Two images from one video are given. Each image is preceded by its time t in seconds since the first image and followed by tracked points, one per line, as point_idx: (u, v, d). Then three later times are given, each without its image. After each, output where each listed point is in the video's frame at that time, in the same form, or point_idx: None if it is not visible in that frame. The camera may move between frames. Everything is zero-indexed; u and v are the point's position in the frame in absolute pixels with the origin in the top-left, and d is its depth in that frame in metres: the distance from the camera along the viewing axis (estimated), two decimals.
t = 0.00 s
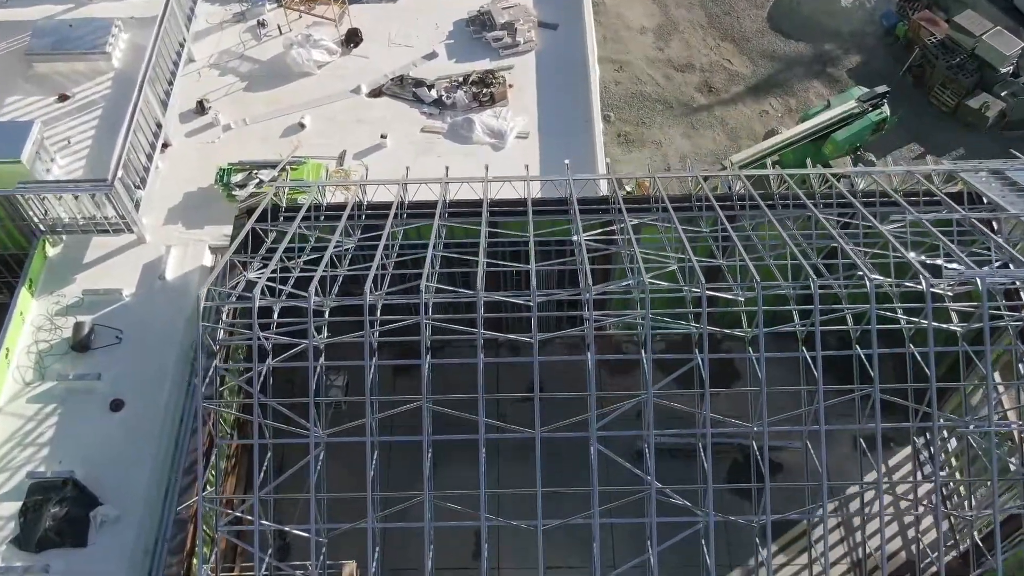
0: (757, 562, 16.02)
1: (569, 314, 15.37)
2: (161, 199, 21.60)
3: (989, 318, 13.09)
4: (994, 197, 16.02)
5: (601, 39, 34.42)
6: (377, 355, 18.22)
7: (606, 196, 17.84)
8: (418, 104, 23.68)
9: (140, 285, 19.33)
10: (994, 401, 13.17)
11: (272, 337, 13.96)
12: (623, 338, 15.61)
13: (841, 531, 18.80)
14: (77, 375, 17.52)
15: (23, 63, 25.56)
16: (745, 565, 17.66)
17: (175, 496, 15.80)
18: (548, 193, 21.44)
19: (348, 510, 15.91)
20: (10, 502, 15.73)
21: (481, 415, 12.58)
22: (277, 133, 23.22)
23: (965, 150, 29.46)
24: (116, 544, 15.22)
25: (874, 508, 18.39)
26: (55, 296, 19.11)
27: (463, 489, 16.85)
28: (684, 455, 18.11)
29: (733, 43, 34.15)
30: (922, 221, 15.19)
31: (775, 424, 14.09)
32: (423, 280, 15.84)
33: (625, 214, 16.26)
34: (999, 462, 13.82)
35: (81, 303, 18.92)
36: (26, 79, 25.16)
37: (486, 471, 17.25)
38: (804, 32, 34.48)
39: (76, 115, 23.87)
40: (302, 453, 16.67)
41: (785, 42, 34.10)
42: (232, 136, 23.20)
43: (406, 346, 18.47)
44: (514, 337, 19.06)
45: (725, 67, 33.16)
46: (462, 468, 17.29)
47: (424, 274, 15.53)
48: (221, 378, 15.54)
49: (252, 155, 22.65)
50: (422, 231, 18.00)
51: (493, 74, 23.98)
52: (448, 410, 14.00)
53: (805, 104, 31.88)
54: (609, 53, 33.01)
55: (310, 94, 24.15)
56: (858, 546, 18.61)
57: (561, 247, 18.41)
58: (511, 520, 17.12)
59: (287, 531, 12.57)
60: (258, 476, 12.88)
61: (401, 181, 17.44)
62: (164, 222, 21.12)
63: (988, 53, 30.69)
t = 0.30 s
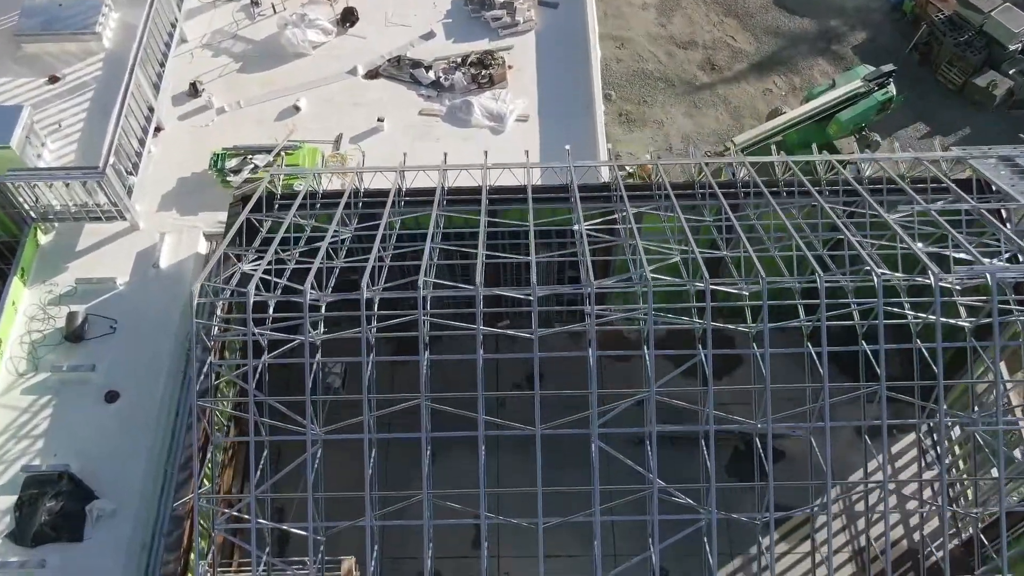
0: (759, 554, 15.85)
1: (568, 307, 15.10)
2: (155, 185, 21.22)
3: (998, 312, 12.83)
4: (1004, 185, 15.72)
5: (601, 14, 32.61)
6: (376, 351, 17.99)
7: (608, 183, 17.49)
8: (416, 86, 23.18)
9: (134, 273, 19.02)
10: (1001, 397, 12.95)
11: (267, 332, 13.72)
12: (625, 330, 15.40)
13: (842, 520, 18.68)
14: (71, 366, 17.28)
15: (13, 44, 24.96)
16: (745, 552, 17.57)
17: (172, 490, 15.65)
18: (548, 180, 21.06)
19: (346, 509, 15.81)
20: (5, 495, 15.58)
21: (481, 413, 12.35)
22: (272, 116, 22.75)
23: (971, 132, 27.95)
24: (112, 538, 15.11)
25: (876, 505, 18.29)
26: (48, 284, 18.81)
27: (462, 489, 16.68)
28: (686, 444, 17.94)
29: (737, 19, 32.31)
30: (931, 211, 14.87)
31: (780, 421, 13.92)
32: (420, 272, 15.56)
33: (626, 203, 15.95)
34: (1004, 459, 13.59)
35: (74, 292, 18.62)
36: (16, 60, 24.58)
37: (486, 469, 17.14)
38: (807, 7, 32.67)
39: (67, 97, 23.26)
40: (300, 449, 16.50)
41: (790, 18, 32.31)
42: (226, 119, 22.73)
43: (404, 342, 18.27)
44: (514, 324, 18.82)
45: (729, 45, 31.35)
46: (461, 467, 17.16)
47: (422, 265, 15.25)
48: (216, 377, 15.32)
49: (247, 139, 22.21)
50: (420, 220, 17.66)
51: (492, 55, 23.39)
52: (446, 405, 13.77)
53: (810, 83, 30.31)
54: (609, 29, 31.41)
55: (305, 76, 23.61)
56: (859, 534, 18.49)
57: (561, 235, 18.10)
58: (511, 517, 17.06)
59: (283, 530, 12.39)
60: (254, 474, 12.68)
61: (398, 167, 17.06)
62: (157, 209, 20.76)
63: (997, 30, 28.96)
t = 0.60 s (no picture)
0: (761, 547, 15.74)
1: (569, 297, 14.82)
2: (149, 170, 20.84)
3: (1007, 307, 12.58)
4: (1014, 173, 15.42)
5: None
6: (373, 347, 17.72)
7: (610, 169, 17.16)
8: (414, 67, 22.69)
9: (128, 261, 18.72)
10: (1009, 393, 12.77)
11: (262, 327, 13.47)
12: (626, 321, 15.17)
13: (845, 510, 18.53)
14: (67, 357, 17.04)
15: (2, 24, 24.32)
16: (746, 541, 17.49)
17: (169, 484, 15.51)
18: (549, 168, 20.69)
19: (345, 507, 15.69)
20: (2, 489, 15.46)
21: (480, 410, 12.18)
22: (268, 99, 22.28)
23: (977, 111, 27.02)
24: (109, 532, 14.99)
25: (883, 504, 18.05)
26: (41, 273, 18.51)
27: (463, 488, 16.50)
28: (689, 435, 17.75)
29: None
30: (938, 201, 14.57)
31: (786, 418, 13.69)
32: (419, 263, 15.29)
33: (628, 192, 15.65)
34: (1011, 453, 13.45)
35: (68, 281, 18.33)
36: (5, 41, 23.96)
37: (486, 466, 16.96)
38: None
39: (58, 79, 22.60)
40: (297, 450, 16.30)
41: None
42: (220, 102, 22.26)
43: (404, 336, 17.99)
44: (514, 308, 18.68)
45: (732, 22, 30.21)
46: (461, 465, 16.93)
47: (420, 258, 14.98)
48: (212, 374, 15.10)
49: (242, 123, 21.76)
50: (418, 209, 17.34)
51: (491, 35, 22.82)
52: (444, 402, 13.56)
53: (815, 61, 29.20)
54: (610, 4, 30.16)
55: (301, 57, 23.09)
56: (861, 523, 18.40)
57: (562, 222, 17.81)
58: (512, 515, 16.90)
59: (281, 528, 12.24)
60: (251, 473, 12.51)
61: (396, 155, 16.66)
62: (151, 195, 20.41)
63: (1006, 6, 27.84)
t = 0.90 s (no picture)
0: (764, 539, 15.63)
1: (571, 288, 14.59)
2: (143, 155, 20.49)
3: (1017, 303, 12.37)
4: None
5: None
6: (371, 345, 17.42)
7: (612, 156, 16.84)
8: (411, 49, 22.20)
9: (123, 249, 18.43)
10: (1016, 390, 12.64)
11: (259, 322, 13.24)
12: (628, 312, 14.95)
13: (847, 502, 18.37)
14: (62, 348, 16.84)
15: None
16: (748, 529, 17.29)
17: (167, 478, 15.40)
18: (549, 156, 20.33)
19: (344, 505, 15.55)
20: None
21: (480, 409, 11.99)
22: (264, 81, 21.84)
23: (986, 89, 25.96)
24: (107, 526, 14.92)
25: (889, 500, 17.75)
26: (35, 261, 18.24)
27: (463, 484, 16.32)
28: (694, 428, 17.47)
29: None
30: (948, 192, 14.32)
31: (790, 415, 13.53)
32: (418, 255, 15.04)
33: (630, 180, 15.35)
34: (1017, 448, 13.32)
35: (62, 269, 18.07)
36: None
37: (486, 464, 16.72)
38: None
39: (49, 61, 22.08)
40: (293, 447, 16.07)
41: None
42: (215, 85, 21.82)
43: (402, 333, 17.69)
44: (514, 292, 18.66)
45: None
46: (461, 458, 16.79)
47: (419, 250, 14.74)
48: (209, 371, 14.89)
49: (237, 107, 21.34)
50: (417, 197, 17.04)
51: (490, 15, 22.27)
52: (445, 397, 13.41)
53: (821, 38, 28.01)
54: None
55: (296, 38, 22.58)
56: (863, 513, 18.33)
57: (563, 211, 17.52)
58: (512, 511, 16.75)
59: (279, 527, 12.13)
60: (248, 471, 12.37)
61: (394, 142, 16.31)
62: (146, 181, 20.08)
63: None
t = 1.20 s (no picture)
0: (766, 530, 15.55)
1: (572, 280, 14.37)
2: (137, 140, 20.14)
3: None
4: None
5: None
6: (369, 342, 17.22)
7: (613, 143, 16.51)
8: (409, 30, 21.72)
9: (117, 237, 18.17)
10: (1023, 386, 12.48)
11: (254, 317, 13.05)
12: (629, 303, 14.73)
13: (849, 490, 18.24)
14: (58, 338, 16.67)
15: None
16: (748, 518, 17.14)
17: (165, 470, 15.33)
18: (551, 143, 19.98)
19: (343, 503, 15.45)
20: None
21: (480, 406, 11.83)
22: (259, 64, 21.40)
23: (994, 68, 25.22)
24: (106, 519, 14.90)
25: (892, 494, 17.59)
26: (29, 250, 17.99)
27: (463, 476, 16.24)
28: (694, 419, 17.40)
29: None
30: (956, 182, 14.06)
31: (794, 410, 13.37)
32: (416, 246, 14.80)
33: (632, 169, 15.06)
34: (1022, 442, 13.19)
35: (56, 258, 17.82)
36: None
37: (486, 459, 16.56)
38: None
39: (39, 43, 21.50)
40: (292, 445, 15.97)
41: None
42: (209, 67, 21.38)
43: (400, 332, 17.47)
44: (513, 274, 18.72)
45: None
46: (461, 450, 16.69)
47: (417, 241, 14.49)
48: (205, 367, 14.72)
49: (232, 91, 20.93)
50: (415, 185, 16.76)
51: None
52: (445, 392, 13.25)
53: (827, 15, 27.14)
54: None
55: (291, 19, 22.07)
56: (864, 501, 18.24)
57: (564, 199, 17.23)
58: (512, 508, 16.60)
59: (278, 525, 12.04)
60: (247, 468, 12.26)
61: (391, 129, 15.95)
62: (140, 166, 19.75)
63: None
